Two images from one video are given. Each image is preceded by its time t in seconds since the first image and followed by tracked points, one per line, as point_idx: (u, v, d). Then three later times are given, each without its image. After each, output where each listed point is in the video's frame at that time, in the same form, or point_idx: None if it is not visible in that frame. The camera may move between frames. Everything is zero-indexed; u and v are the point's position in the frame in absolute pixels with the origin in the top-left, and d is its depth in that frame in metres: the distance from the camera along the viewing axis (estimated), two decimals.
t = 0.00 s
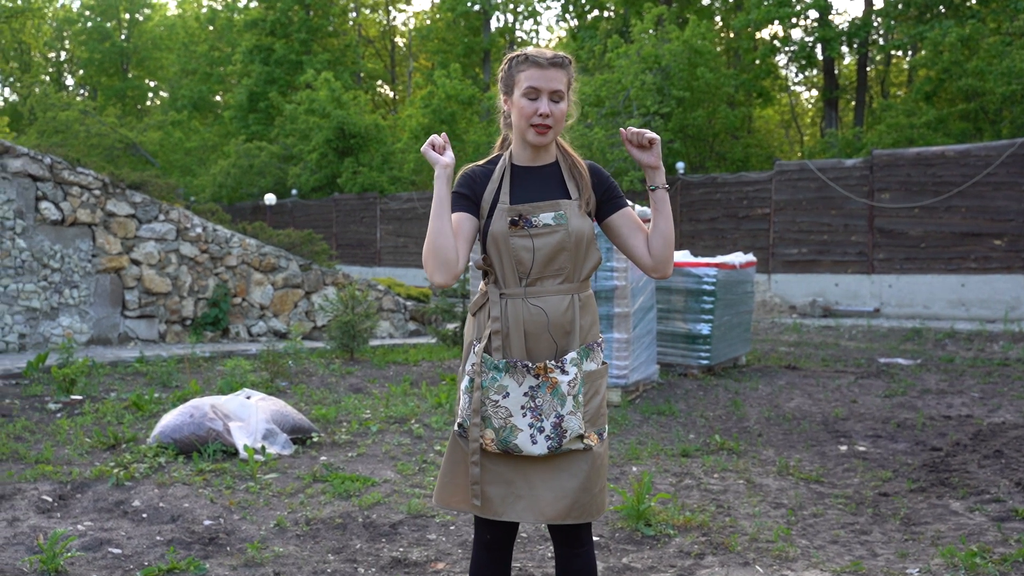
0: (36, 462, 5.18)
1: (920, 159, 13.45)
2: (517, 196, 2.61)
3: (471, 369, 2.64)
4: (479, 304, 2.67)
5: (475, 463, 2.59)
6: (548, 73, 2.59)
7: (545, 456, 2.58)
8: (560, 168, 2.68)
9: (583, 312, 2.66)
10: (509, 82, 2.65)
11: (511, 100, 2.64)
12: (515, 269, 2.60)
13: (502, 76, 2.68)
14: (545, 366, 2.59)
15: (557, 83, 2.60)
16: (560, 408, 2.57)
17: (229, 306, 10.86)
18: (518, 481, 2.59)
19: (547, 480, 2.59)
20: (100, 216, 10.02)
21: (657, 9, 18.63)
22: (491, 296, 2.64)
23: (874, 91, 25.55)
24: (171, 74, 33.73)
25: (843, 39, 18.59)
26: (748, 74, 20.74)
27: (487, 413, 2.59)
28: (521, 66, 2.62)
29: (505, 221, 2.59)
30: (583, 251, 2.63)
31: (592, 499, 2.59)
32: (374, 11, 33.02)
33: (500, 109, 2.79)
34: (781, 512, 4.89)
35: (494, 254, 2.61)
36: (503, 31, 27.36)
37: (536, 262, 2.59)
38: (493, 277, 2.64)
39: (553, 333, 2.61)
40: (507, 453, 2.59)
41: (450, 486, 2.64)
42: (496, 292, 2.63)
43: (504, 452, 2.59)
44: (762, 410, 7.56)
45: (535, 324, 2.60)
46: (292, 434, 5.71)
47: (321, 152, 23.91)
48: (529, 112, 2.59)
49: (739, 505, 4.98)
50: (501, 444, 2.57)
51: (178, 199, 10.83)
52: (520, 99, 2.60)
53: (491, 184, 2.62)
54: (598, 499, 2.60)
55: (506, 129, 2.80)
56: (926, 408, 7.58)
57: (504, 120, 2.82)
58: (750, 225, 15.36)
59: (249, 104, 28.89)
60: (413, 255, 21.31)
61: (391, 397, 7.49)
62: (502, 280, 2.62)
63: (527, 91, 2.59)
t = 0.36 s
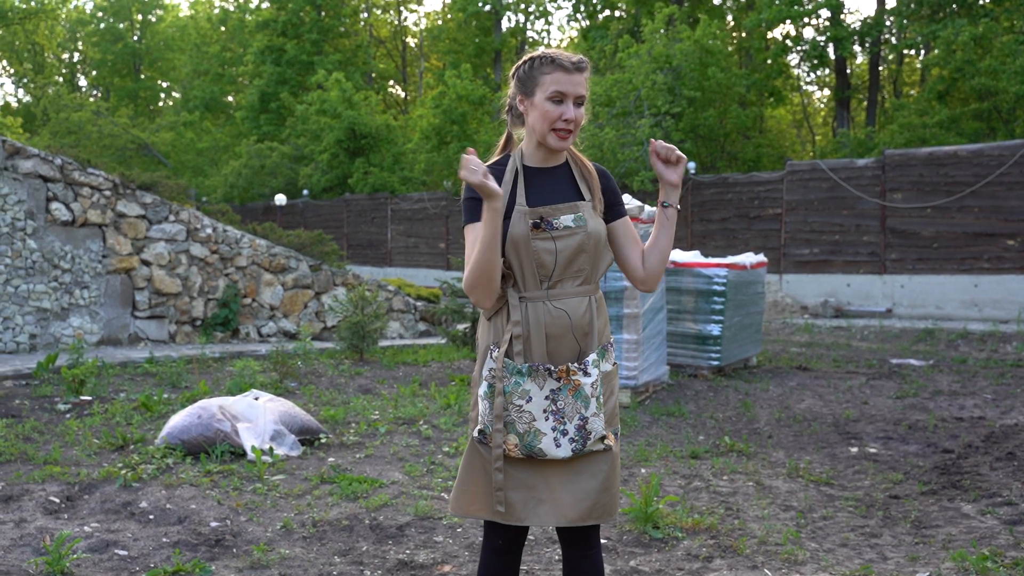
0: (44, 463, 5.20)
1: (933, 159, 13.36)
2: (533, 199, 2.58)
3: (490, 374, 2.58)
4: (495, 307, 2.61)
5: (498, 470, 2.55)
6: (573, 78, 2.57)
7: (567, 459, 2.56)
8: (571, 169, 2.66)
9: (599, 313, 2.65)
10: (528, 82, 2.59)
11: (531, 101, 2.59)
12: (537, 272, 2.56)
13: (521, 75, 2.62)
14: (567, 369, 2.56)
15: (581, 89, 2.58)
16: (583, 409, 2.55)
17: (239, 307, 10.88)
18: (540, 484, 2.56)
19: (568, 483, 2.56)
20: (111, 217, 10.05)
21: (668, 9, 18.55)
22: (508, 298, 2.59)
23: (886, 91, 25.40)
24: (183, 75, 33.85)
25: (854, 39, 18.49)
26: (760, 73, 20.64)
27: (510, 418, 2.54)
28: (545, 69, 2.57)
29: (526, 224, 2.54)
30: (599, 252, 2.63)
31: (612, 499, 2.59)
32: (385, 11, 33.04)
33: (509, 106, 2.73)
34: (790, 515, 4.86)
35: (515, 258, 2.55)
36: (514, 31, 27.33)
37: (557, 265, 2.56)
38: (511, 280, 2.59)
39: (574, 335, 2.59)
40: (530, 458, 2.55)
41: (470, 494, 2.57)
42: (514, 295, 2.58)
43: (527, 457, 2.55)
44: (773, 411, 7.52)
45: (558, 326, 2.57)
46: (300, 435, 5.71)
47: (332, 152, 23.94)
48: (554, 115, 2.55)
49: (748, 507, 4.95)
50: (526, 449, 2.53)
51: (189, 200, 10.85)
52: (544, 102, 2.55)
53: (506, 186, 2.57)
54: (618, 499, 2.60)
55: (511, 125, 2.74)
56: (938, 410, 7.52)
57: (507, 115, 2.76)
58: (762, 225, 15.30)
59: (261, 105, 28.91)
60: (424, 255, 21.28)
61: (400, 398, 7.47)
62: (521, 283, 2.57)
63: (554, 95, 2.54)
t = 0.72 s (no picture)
0: (44, 463, 5.21)
1: (938, 160, 13.33)
2: (540, 200, 2.56)
3: (493, 375, 2.57)
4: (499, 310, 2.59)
5: (500, 471, 2.54)
6: (576, 77, 2.55)
7: (570, 463, 2.54)
8: (578, 172, 2.66)
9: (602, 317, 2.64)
10: (533, 85, 2.58)
11: (536, 103, 2.57)
12: (542, 273, 2.54)
13: (524, 77, 2.61)
14: (570, 372, 2.55)
15: (585, 88, 2.56)
16: (586, 413, 2.54)
17: (242, 308, 10.89)
18: (542, 488, 2.54)
19: (571, 486, 2.55)
20: (114, 217, 10.06)
21: (672, 10, 18.52)
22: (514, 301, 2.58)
23: (892, 92, 25.33)
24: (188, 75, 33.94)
25: (859, 40, 18.45)
26: (765, 74, 20.61)
27: (513, 420, 2.54)
28: (548, 70, 2.56)
29: (532, 225, 2.52)
30: (604, 255, 2.62)
31: (614, 504, 2.57)
32: (390, 12, 33.06)
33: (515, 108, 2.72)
34: (792, 517, 4.84)
35: (520, 261, 2.53)
36: (519, 32, 27.31)
37: (563, 267, 2.55)
38: (516, 282, 2.58)
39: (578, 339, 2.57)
40: (532, 460, 2.54)
41: (472, 495, 2.56)
42: (520, 296, 2.57)
43: (529, 459, 2.53)
44: (776, 413, 7.50)
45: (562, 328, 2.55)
46: (301, 436, 5.70)
47: (337, 152, 23.96)
48: (560, 116, 2.53)
49: (749, 510, 4.93)
50: (527, 452, 2.52)
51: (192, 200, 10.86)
52: (548, 103, 2.54)
53: (512, 187, 2.54)
54: (620, 503, 2.58)
55: (518, 129, 2.72)
56: (941, 412, 7.49)
57: (515, 119, 2.75)
58: (766, 226, 15.27)
59: (265, 105, 28.91)
60: (428, 256, 21.26)
61: (402, 399, 7.47)
62: (527, 284, 2.55)
63: (558, 96, 2.53)
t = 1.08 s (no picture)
0: (41, 464, 5.21)
1: (938, 161, 13.32)
2: (533, 200, 2.55)
3: (481, 374, 2.58)
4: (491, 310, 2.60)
5: (485, 470, 2.54)
6: (558, 73, 2.55)
7: (556, 464, 2.53)
8: (578, 173, 2.62)
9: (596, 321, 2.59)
10: (523, 86, 2.62)
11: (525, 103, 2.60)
12: (529, 274, 2.54)
13: (517, 80, 2.64)
14: (557, 373, 2.54)
15: (569, 83, 2.55)
16: (572, 415, 2.53)
17: (241, 308, 10.88)
18: (528, 488, 2.54)
19: (557, 488, 2.54)
20: (113, 217, 10.06)
21: (672, 10, 18.49)
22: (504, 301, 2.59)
23: (892, 93, 25.30)
24: (189, 75, 33.96)
25: (860, 40, 18.42)
26: (765, 75, 20.58)
27: (499, 420, 2.53)
28: (533, 69, 2.58)
29: (521, 225, 2.52)
30: (598, 256, 2.58)
31: (602, 508, 2.54)
32: (390, 12, 33.05)
33: (519, 114, 2.75)
34: (791, 519, 4.83)
35: (508, 260, 2.54)
36: (519, 32, 27.27)
37: (551, 267, 2.53)
38: (507, 282, 2.59)
39: (566, 340, 2.56)
40: (517, 461, 2.53)
41: (458, 493, 2.57)
42: (509, 296, 2.58)
43: (514, 459, 2.53)
44: (775, 414, 7.49)
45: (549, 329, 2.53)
46: (299, 437, 5.69)
47: (337, 153, 23.95)
48: (541, 112, 2.54)
49: (748, 511, 4.92)
50: (512, 452, 2.52)
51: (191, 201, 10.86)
52: (532, 101, 2.56)
53: (505, 188, 2.55)
54: (609, 507, 2.56)
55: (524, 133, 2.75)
56: (941, 413, 7.48)
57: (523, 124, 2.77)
58: (766, 227, 15.27)
59: (266, 106, 28.86)
60: (428, 256, 21.23)
61: (401, 400, 7.46)
62: (516, 284, 2.56)
63: (539, 92, 2.54)
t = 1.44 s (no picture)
0: (41, 465, 5.20)
1: (940, 161, 13.30)
2: (521, 201, 2.53)
3: (469, 375, 2.57)
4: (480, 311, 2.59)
5: (471, 471, 2.53)
6: (537, 72, 2.53)
7: (542, 467, 2.51)
8: (569, 175, 2.58)
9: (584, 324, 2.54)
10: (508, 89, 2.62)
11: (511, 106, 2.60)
12: (516, 276, 2.51)
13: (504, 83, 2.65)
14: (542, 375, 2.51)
15: (548, 81, 2.53)
16: (556, 418, 2.50)
17: (241, 309, 10.88)
18: (515, 489, 2.53)
19: (545, 490, 2.52)
20: (113, 218, 10.06)
21: (673, 10, 18.48)
22: (492, 302, 2.57)
23: (893, 94, 25.29)
24: (190, 76, 33.98)
25: (861, 41, 18.41)
26: (766, 76, 20.57)
27: (484, 421, 2.53)
28: (515, 70, 2.58)
29: (507, 226, 2.50)
30: (586, 258, 2.53)
31: (591, 512, 2.51)
32: (391, 13, 33.06)
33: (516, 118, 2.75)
34: (791, 521, 4.82)
35: (495, 261, 2.53)
36: (520, 33, 27.24)
37: (536, 269, 2.50)
38: (496, 283, 2.57)
39: (552, 342, 2.51)
40: (503, 461, 2.53)
41: (446, 493, 2.58)
42: (497, 298, 2.55)
43: (500, 460, 2.52)
44: (775, 416, 7.48)
45: (534, 331, 2.50)
46: (299, 438, 5.68)
47: (338, 153, 23.93)
48: (520, 112, 2.53)
49: (749, 513, 4.91)
50: (497, 453, 2.51)
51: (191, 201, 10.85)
52: (514, 102, 2.56)
53: (495, 190, 2.53)
54: (598, 511, 2.52)
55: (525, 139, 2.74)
56: (942, 415, 7.47)
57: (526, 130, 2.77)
58: (767, 228, 15.26)
59: (267, 106, 28.81)
60: (429, 257, 21.21)
61: (401, 401, 7.46)
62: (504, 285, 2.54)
63: (518, 92, 2.53)
